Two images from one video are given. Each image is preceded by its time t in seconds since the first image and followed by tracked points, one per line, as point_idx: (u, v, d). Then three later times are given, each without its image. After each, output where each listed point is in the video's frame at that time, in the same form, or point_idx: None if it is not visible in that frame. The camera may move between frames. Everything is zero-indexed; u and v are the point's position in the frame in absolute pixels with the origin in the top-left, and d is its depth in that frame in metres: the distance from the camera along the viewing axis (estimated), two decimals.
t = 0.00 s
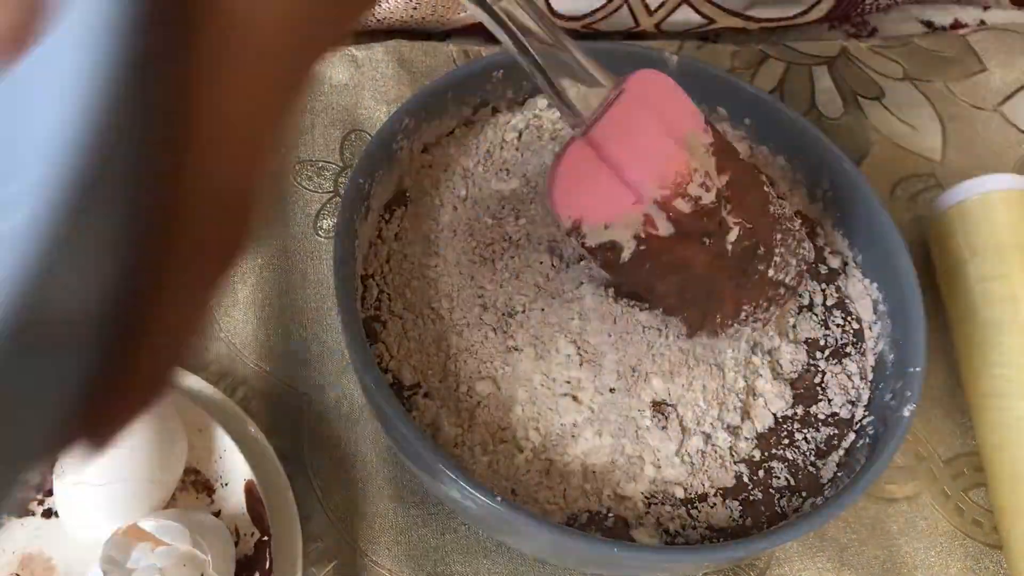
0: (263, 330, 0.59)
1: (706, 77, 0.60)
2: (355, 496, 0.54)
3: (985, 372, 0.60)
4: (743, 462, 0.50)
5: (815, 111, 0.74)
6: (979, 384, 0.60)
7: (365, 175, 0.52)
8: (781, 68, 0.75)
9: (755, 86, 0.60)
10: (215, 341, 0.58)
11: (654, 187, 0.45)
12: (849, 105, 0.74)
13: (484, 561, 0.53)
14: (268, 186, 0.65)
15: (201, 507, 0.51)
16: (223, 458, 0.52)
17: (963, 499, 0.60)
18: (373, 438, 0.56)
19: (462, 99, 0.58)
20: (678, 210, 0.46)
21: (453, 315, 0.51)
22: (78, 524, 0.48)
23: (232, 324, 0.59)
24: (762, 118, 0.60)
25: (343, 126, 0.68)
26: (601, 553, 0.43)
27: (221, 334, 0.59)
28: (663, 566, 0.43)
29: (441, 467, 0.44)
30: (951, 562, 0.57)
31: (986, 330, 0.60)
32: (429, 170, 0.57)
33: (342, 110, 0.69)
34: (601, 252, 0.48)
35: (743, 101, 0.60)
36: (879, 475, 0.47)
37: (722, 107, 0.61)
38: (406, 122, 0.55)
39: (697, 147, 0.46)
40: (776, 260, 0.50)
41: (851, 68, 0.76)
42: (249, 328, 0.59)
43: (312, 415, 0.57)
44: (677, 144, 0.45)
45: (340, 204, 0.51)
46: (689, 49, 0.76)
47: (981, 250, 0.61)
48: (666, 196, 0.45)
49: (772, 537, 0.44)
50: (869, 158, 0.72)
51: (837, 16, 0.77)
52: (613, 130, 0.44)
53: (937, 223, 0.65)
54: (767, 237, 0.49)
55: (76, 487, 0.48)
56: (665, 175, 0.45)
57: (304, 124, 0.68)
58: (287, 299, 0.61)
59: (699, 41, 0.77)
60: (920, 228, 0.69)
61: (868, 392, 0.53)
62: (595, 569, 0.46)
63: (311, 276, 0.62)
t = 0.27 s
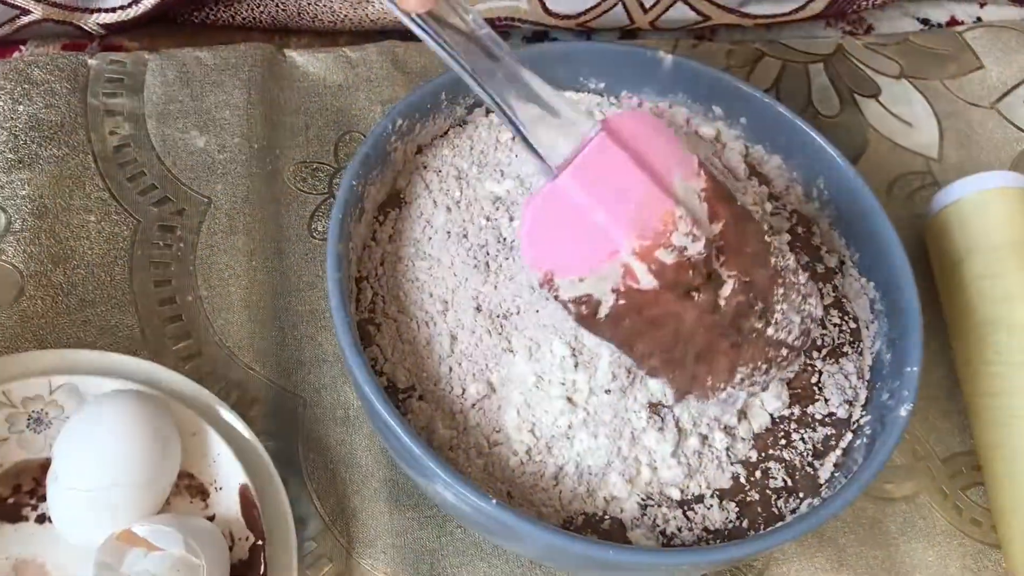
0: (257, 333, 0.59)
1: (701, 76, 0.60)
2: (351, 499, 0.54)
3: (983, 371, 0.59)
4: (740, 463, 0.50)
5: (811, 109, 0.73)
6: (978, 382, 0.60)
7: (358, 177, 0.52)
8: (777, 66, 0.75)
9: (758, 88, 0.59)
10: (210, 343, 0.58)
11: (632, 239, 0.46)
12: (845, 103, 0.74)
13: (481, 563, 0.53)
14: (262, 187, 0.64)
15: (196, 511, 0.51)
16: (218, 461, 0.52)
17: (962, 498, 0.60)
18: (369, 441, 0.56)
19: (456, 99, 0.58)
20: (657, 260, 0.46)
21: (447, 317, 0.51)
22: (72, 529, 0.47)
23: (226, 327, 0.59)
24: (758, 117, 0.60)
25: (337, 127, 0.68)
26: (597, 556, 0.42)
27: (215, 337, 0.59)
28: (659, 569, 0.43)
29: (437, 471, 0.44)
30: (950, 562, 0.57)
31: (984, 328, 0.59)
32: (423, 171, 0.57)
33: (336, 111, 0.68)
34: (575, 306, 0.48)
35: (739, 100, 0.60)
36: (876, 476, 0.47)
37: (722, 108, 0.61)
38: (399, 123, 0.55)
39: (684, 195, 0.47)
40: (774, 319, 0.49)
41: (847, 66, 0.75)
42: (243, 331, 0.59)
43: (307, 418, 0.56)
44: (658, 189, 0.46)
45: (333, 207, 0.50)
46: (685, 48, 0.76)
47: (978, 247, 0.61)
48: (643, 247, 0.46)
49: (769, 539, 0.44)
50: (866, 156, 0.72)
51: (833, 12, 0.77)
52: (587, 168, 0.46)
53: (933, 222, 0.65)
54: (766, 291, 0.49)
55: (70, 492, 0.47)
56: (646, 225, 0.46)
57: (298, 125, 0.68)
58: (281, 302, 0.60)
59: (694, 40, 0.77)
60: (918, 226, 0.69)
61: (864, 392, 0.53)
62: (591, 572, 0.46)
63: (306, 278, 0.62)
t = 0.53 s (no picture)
0: (253, 333, 0.59)
1: (697, 75, 0.60)
2: (348, 499, 0.54)
3: (980, 369, 0.59)
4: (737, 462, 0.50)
5: (808, 108, 0.73)
6: (974, 381, 0.60)
7: (354, 177, 0.52)
8: (773, 65, 0.75)
9: (756, 91, 0.59)
10: (206, 344, 0.58)
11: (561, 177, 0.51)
12: (841, 101, 0.74)
13: (478, 562, 0.53)
14: (259, 187, 0.64)
15: (193, 511, 0.51)
16: (215, 462, 0.52)
17: (958, 496, 0.60)
18: (366, 441, 0.56)
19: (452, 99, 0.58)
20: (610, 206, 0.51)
21: (443, 317, 0.51)
22: (68, 529, 0.47)
23: (223, 328, 0.59)
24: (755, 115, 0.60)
25: (333, 128, 0.68)
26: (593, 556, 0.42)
27: (212, 338, 0.59)
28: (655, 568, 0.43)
29: (432, 470, 0.44)
30: (946, 560, 0.57)
31: (981, 327, 0.59)
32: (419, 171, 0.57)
33: (333, 111, 0.68)
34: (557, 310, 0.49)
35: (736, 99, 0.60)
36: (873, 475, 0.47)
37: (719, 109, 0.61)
38: (397, 123, 0.55)
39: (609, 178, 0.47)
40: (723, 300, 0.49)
41: (844, 65, 0.76)
42: (240, 332, 0.59)
43: (304, 418, 0.56)
44: (624, 157, 0.51)
45: (329, 207, 0.50)
46: (681, 47, 0.76)
47: (975, 246, 0.61)
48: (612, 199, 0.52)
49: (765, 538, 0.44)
50: (863, 155, 0.72)
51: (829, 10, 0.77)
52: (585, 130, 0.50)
53: (931, 220, 0.65)
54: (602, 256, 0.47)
55: (66, 492, 0.47)
56: (606, 175, 0.51)
57: (294, 125, 0.68)
58: (278, 302, 0.60)
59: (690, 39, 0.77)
60: (915, 224, 0.69)
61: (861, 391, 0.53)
62: (588, 571, 0.46)
63: (302, 277, 0.62)
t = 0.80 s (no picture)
0: (257, 326, 0.59)
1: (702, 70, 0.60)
2: (351, 493, 0.54)
3: (984, 365, 0.59)
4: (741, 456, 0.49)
5: (812, 104, 0.73)
6: (978, 377, 0.60)
7: (359, 170, 0.52)
8: (778, 62, 0.75)
9: (763, 87, 0.59)
10: (210, 337, 0.58)
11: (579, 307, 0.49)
12: (846, 98, 0.74)
13: (482, 556, 0.53)
14: (263, 181, 0.64)
15: (197, 504, 0.51)
16: (219, 454, 0.52)
17: (962, 493, 0.60)
18: (370, 434, 0.56)
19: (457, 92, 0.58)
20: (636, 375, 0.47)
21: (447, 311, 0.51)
22: (71, 521, 0.47)
23: (227, 321, 0.59)
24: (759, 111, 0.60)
25: (338, 122, 0.68)
26: (598, 549, 0.42)
27: (216, 331, 0.58)
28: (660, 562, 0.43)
29: (438, 463, 0.44)
30: (950, 556, 0.57)
31: (986, 322, 0.59)
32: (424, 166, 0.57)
33: (337, 105, 0.68)
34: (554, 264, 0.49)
35: (741, 94, 0.60)
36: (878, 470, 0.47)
37: (725, 103, 0.61)
38: (403, 117, 0.54)
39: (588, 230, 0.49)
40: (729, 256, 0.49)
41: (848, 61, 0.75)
42: (244, 325, 0.59)
43: (308, 412, 0.56)
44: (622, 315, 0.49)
45: (334, 200, 0.50)
46: (685, 43, 0.76)
47: (979, 243, 0.61)
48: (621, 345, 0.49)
49: (772, 532, 0.44)
50: (867, 151, 0.72)
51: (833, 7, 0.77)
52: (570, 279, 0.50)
53: (934, 217, 0.65)
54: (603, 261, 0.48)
55: (70, 484, 0.47)
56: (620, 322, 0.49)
57: (298, 119, 0.67)
58: (282, 296, 0.60)
59: (695, 35, 0.77)
60: (919, 221, 0.69)
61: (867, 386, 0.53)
62: (592, 565, 0.46)
63: (306, 271, 0.62)
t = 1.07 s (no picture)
0: (257, 328, 0.59)
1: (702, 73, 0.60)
2: (350, 494, 0.54)
3: (982, 368, 0.59)
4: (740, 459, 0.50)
5: (812, 106, 0.73)
6: (977, 380, 0.60)
7: (359, 172, 0.52)
8: (777, 64, 0.75)
9: (762, 89, 0.59)
10: (209, 339, 0.58)
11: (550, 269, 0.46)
12: (845, 101, 0.74)
13: (480, 557, 0.53)
14: (263, 183, 0.64)
15: (196, 505, 0.51)
16: (218, 456, 0.52)
17: (960, 495, 0.60)
18: (369, 436, 0.56)
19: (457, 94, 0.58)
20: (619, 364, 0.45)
21: (447, 312, 0.51)
22: (71, 523, 0.47)
23: (226, 323, 0.59)
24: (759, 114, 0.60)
25: (338, 123, 0.68)
26: (596, 552, 0.42)
27: (215, 333, 0.59)
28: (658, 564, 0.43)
29: (437, 465, 0.44)
30: (948, 559, 0.57)
31: (984, 325, 0.59)
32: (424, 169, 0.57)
33: (337, 107, 0.68)
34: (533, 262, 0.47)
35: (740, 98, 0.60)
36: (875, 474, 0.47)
37: (730, 105, 0.61)
38: (401, 119, 0.55)
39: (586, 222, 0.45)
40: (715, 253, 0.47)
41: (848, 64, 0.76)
42: (243, 326, 0.59)
43: (308, 413, 0.56)
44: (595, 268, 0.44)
45: (334, 202, 0.50)
46: (685, 46, 0.76)
47: (978, 245, 0.61)
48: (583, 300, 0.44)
49: (770, 534, 0.44)
50: (866, 154, 0.72)
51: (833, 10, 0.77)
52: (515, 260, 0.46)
53: (934, 218, 0.65)
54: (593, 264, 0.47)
55: (69, 485, 0.47)
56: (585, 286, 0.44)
57: (298, 121, 0.68)
58: (282, 297, 0.60)
59: (695, 38, 0.77)
60: (918, 224, 0.69)
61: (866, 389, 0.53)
62: (591, 567, 0.46)
63: (306, 273, 0.62)
